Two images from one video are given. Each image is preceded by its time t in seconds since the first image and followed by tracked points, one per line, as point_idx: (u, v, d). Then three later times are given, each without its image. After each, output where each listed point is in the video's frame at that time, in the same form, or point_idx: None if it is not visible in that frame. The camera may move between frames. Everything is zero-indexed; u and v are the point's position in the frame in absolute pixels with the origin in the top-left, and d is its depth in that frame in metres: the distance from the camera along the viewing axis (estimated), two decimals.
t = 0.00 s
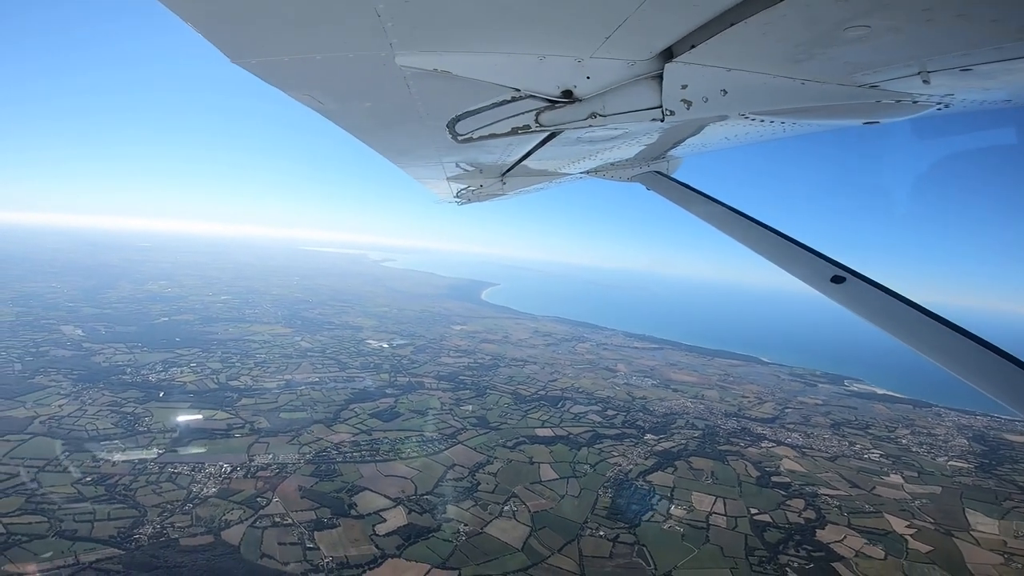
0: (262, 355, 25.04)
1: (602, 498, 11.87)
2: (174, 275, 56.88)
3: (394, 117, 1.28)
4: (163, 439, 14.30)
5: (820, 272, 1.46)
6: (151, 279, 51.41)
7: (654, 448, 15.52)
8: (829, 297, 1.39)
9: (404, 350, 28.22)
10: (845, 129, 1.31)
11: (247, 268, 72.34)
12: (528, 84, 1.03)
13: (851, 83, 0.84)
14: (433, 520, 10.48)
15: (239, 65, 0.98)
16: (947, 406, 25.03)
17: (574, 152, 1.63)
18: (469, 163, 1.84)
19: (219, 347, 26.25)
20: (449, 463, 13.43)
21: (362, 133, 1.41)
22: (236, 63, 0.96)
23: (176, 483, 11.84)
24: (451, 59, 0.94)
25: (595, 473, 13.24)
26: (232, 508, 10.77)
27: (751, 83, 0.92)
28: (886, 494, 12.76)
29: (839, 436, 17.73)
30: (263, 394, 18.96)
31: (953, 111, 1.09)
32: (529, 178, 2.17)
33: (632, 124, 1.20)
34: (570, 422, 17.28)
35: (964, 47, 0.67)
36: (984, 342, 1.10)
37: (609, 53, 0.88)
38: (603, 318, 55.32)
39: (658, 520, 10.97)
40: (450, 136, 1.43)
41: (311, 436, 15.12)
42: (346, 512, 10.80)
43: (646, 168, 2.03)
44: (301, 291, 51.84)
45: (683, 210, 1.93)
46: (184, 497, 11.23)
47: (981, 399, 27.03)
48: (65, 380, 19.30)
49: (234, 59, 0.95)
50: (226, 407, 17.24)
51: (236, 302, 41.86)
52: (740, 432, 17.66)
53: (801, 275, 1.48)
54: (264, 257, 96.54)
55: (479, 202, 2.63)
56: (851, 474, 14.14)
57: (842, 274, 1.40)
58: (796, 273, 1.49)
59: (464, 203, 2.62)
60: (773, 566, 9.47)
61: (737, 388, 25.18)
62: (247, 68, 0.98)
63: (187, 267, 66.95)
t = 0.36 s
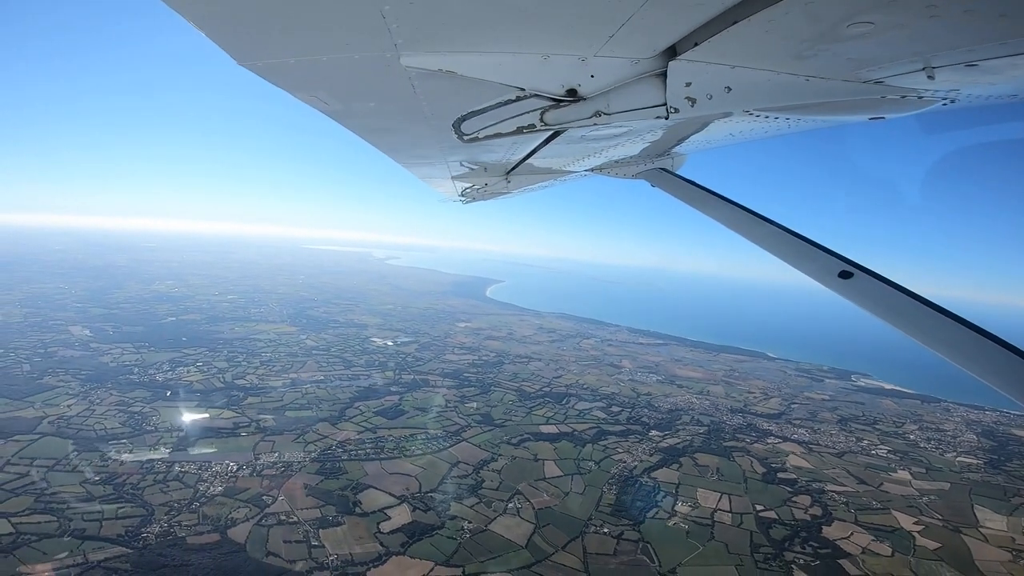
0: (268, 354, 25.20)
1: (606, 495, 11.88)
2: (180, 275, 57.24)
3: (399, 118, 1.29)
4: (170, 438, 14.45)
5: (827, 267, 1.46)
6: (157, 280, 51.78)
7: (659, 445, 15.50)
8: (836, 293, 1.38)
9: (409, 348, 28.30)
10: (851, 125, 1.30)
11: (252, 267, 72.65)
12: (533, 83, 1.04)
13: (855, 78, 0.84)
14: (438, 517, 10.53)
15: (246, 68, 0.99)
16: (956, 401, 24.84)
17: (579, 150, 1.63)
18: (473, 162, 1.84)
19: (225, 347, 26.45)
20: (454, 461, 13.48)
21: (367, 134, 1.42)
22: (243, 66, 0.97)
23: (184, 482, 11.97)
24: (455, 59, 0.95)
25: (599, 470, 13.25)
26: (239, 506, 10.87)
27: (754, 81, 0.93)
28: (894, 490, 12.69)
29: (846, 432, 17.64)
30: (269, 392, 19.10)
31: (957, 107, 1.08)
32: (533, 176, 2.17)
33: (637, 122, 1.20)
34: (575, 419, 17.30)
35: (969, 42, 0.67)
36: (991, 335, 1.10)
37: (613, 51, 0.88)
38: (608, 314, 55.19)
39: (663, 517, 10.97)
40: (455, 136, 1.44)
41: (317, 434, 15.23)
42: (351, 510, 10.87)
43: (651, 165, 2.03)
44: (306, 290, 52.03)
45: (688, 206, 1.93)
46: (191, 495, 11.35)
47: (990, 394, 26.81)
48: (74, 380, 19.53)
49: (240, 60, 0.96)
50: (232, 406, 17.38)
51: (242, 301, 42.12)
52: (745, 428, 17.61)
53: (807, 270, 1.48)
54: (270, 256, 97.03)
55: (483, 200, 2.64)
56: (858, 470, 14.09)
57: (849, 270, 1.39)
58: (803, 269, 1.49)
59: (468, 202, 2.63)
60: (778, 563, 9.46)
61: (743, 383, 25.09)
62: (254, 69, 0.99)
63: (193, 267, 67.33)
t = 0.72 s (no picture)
0: (268, 356, 25.21)
1: (606, 495, 11.88)
2: (180, 278, 57.26)
3: (401, 121, 1.30)
4: (170, 440, 14.46)
5: (829, 267, 1.46)
6: (157, 283, 51.79)
7: (659, 444, 15.49)
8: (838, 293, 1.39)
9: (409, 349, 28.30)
10: (852, 125, 1.31)
11: (252, 270, 72.61)
12: (535, 87, 1.04)
13: (857, 79, 0.85)
14: (437, 518, 10.54)
15: (252, 74, 1.01)
16: (958, 399, 24.81)
17: (579, 152, 1.64)
18: (474, 165, 1.84)
19: (225, 349, 26.47)
20: (454, 461, 13.48)
21: (370, 137, 1.43)
22: (249, 70, 0.98)
23: (183, 484, 11.97)
24: (458, 63, 0.96)
25: (599, 471, 13.24)
26: (239, 508, 10.88)
27: (757, 82, 0.93)
28: (895, 488, 12.68)
29: (848, 431, 17.63)
30: (269, 394, 19.09)
31: (956, 106, 1.09)
32: (533, 178, 2.18)
33: (639, 124, 1.20)
34: (575, 419, 17.29)
35: (969, 44, 0.67)
36: (995, 334, 1.10)
37: (616, 54, 0.89)
38: (609, 314, 55.19)
39: (663, 517, 10.96)
40: (458, 139, 1.44)
41: (316, 436, 15.23)
42: (351, 511, 10.87)
43: (651, 166, 2.03)
44: (306, 292, 52.03)
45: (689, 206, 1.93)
46: (191, 497, 11.36)
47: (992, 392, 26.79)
48: (74, 383, 19.54)
49: (246, 66, 0.97)
50: (232, 408, 17.39)
51: (242, 303, 42.14)
52: (746, 427, 17.59)
53: (809, 271, 1.48)
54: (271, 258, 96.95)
55: (483, 203, 2.64)
56: (859, 469, 14.07)
57: (852, 269, 1.39)
58: (805, 269, 1.49)
59: (468, 204, 2.64)
60: (779, 563, 9.44)
61: (744, 382, 25.07)
62: (259, 75, 1.00)
63: (192, 269, 67.32)
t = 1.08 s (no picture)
0: (266, 362, 25.13)
1: (605, 500, 11.82)
2: (178, 283, 57.13)
3: (399, 127, 1.30)
4: (167, 445, 14.38)
5: (826, 269, 1.47)
6: (156, 288, 51.68)
7: (659, 448, 15.44)
8: (835, 295, 1.39)
9: (408, 354, 28.25)
10: (845, 127, 1.32)
11: (251, 275, 72.44)
12: (532, 91, 1.05)
13: (849, 82, 0.86)
14: (435, 524, 10.48)
15: (251, 79, 1.01)
16: (959, 401, 24.80)
17: (575, 156, 1.65)
18: (472, 169, 1.85)
19: (223, 354, 26.38)
20: (452, 466, 13.42)
21: (370, 143, 1.44)
22: (248, 75, 0.98)
23: (180, 489, 11.90)
24: (454, 68, 0.96)
25: (598, 475, 13.19)
26: (236, 513, 10.81)
27: (750, 87, 0.94)
28: (896, 491, 12.65)
29: (848, 433, 17.60)
30: (267, 400, 19.03)
31: (951, 108, 1.10)
32: (531, 183, 2.19)
33: (636, 128, 1.21)
34: (574, 423, 17.24)
35: (958, 45, 0.68)
36: (994, 335, 1.10)
37: (611, 58, 0.90)
38: (608, 318, 55.16)
39: (662, 521, 10.91)
40: (457, 145, 1.45)
41: (314, 441, 15.15)
42: (348, 516, 10.79)
43: (648, 170, 2.05)
44: (305, 297, 51.95)
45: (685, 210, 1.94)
46: (187, 502, 11.28)
47: (993, 393, 26.80)
48: (72, 389, 19.45)
49: (245, 71, 0.97)
50: (230, 413, 17.30)
51: (241, 308, 42.05)
52: (746, 430, 17.55)
53: (806, 274, 1.48)
54: (270, 264, 96.90)
55: (481, 207, 2.65)
56: (859, 472, 14.03)
57: (848, 271, 1.40)
58: (802, 273, 1.49)
59: (465, 208, 2.65)
60: (779, 566, 9.38)
61: (744, 386, 25.04)
62: (260, 79, 1.01)
63: (191, 275, 67.15)
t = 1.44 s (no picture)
0: (262, 370, 24.97)
1: (603, 506, 11.73)
2: (175, 292, 56.92)
3: (396, 134, 1.31)
4: (162, 453, 14.23)
5: (820, 273, 1.47)
6: (152, 296, 51.47)
7: (657, 454, 15.37)
8: (831, 299, 1.39)
9: (405, 362, 28.13)
10: (837, 132, 1.33)
11: (248, 284, 72.24)
12: (528, 98, 1.06)
13: (839, 86, 0.86)
14: (432, 532, 10.38)
15: (249, 85, 1.01)
16: (958, 405, 24.83)
17: (571, 163, 1.66)
18: (468, 176, 1.86)
19: (220, 363, 26.22)
20: (449, 474, 13.31)
21: (366, 150, 1.44)
22: (246, 82, 0.99)
23: (175, 497, 11.76)
24: (451, 76, 0.97)
25: (596, 482, 13.10)
26: (231, 521, 10.68)
27: (743, 91, 0.95)
28: (896, 496, 12.60)
29: (847, 438, 17.55)
30: (263, 408, 18.88)
31: (941, 112, 1.11)
32: (527, 190, 2.20)
33: (631, 134, 1.22)
34: (572, 430, 17.16)
35: (946, 48, 0.69)
36: (986, 337, 1.11)
37: (605, 65, 0.91)
38: (606, 324, 55.16)
39: (661, 528, 10.83)
40: (453, 151, 1.46)
41: (310, 449, 15.02)
42: (344, 524, 10.67)
43: (644, 176, 2.06)
44: (302, 305, 51.78)
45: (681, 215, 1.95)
46: (182, 510, 11.15)
47: (991, 397, 26.85)
48: (67, 397, 19.29)
49: (243, 78, 0.98)
50: (225, 421, 17.15)
51: (237, 317, 41.87)
52: (744, 436, 17.50)
53: (802, 278, 1.48)
54: (267, 273, 96.67)
55: (477, 214, 2.65)
56: (859, 476, 13.98)
57: (843, 275, 1.41)
58: (797, 277, 1.49)
59: (461, 215, 2.65)
60: (779, 572, 9.31)
61: (742, 391, 25.02)
62: (257, 86, 1.01)
63: (188, 283, 66.94)
